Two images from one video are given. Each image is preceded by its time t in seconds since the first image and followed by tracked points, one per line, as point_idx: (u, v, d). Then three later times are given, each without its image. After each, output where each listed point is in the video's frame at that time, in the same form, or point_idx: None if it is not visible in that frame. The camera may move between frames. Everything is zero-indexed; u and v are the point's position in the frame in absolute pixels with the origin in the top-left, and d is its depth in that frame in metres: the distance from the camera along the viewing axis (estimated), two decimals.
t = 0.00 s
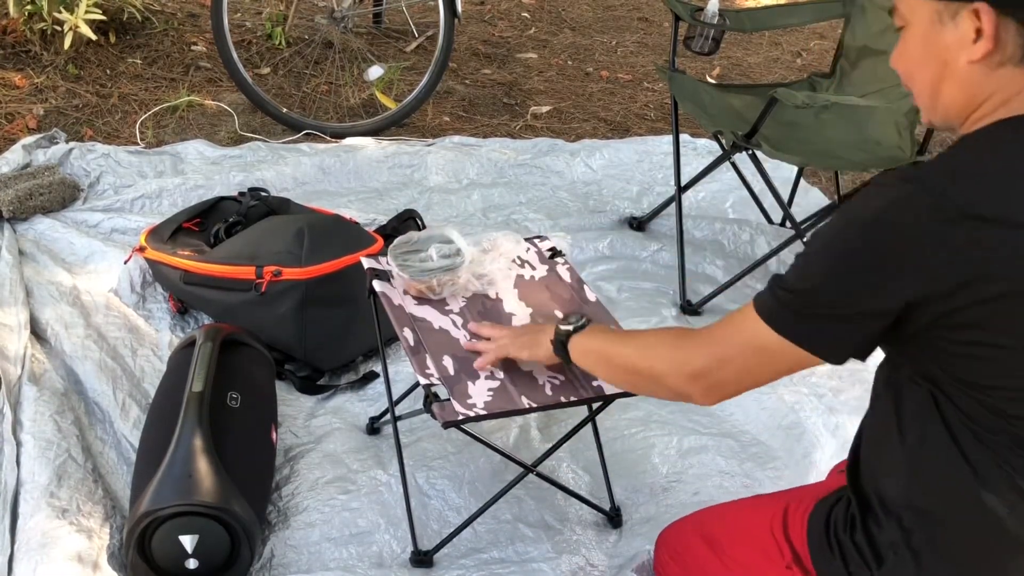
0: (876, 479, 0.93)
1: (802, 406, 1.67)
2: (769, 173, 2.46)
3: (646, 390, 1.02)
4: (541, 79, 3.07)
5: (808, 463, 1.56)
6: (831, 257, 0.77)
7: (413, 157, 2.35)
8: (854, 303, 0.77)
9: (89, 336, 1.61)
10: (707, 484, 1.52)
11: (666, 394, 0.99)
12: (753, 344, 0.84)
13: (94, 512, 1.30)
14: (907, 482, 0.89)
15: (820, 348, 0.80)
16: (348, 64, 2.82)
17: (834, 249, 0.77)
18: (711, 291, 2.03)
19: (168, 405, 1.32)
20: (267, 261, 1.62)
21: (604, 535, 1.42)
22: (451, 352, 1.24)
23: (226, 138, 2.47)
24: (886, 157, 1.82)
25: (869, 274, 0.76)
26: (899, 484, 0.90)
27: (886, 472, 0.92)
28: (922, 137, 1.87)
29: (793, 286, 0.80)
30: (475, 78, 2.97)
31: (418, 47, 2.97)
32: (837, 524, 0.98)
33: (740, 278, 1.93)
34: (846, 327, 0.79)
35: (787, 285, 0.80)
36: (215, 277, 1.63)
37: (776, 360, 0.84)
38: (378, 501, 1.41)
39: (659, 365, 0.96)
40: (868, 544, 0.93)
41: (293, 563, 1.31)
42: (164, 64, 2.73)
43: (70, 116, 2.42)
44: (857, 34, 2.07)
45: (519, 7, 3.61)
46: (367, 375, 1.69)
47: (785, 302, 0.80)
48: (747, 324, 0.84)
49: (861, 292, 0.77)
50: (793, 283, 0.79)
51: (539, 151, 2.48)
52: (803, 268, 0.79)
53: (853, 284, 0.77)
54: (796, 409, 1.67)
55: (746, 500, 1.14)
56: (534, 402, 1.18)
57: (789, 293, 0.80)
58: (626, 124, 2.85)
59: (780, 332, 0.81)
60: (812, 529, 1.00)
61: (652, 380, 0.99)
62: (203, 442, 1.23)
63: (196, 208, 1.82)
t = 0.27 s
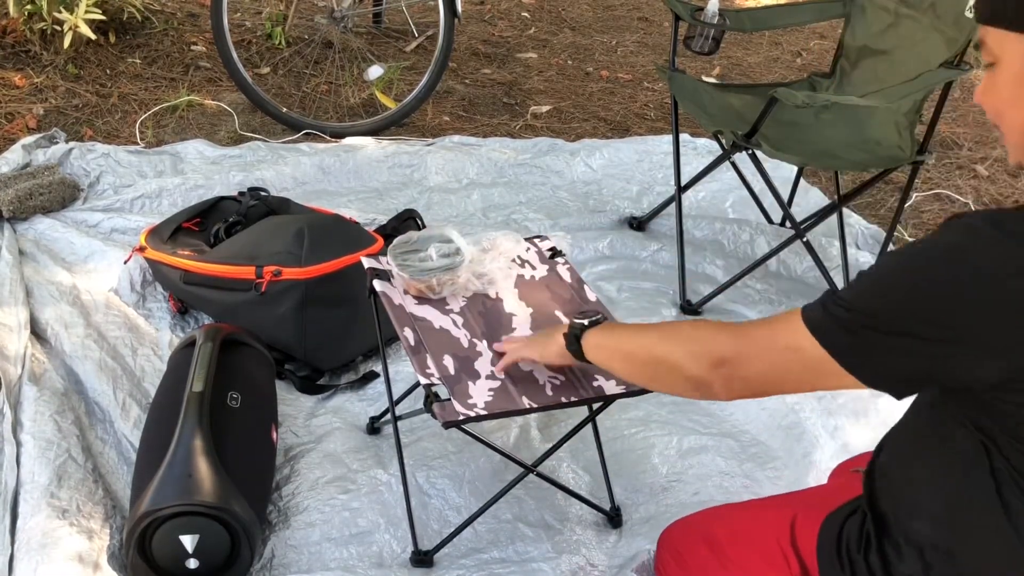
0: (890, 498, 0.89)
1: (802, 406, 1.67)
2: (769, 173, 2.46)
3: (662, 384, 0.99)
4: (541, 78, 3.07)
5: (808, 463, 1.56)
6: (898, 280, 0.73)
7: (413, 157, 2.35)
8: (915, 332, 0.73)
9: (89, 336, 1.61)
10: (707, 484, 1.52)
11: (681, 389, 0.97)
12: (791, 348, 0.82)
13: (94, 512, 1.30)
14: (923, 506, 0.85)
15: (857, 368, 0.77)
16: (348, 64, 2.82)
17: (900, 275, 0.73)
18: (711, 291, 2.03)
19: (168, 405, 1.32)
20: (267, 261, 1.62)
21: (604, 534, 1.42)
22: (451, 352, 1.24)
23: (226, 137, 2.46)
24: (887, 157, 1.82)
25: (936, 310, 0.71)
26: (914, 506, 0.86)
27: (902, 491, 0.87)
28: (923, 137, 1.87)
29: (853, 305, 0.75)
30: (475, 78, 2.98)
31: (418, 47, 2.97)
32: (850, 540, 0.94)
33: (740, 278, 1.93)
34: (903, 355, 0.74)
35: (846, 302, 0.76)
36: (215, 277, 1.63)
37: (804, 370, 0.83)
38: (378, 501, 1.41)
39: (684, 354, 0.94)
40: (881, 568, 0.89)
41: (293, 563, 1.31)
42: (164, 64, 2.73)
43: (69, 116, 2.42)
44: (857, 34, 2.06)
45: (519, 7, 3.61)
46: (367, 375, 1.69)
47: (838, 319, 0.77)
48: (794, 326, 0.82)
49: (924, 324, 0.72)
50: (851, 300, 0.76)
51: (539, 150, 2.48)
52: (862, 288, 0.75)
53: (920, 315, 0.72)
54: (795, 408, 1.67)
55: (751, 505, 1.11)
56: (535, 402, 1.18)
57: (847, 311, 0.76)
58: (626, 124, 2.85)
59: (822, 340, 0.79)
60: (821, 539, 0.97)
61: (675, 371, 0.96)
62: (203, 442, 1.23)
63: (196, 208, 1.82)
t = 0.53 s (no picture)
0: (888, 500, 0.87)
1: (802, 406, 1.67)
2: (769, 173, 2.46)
3: (709, 445, 0.93)
4: (541, 79, 3.07)
5: (808, 462, 1.56)
6: (966, 334, 0.64)
7: (413, 157, 2.35)
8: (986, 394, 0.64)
9: (89, 336, 1.61)
10: (707, 483, 1.52)
11: (737, 446, 0.90)
12: (845, 403, 0.75)
13: (94, 513, 1.30)
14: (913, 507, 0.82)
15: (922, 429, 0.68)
16: (348, 64, 2.82)
17: (956, 316, 0.66)
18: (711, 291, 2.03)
19: (168, 404, 1.32)
20: (267, 261, 1.61)
21: (604, 534, 1.42)
22: (451, 352, 1.24)
23: (226, 138, 2.47)
24: (887, 157, 1.82)
25: (1013, 368, 0.62)
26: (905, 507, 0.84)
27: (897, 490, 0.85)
28: (923, 137, 1.87)
29: (910, 356, 0.67)
30: (475, 78, 2.98)
31: (418, 47, 2.97)
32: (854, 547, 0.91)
33: (740, 278, 1.93)
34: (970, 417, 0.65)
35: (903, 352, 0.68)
36: (215, 277, 1.63)
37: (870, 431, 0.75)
38: (378, 501, 1.41)
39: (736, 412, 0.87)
40: None
41: (293, 563, 1.31)
42: (164, 64, 2.73)
43: (69, 116, 2.42)
44: (857, 34, 2.05)
45: (519, 7, 3.61)
46: (367, 375, 1.69)
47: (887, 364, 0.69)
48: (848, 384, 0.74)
49: (1000, 385, 0.63)
50: (903, 347, 0.68)
51: (539, 151, 2.48)
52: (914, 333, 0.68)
53: (995, 374, 0.63)
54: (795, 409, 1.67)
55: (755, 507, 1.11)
56: (535, 402, 1.18)
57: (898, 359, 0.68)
58: (626, 124, 2.85)
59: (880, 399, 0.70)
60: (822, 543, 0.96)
61: (719, 430, 0.90)
62: (203, 443, 1.23)
63: (196, 208, 1.82)
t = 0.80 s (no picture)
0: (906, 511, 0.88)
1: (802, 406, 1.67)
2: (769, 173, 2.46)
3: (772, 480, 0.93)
4: (541, 79, 3.07)
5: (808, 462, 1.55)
6: (1009, 394, 0.66)
7: (413, 157, 2.35)
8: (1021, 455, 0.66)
9: (89, 336, 1.61)
10: (707, 483, 1.52)
11: (798, 492, 0.89)
12: (897, 464, 0.74)
13: (94, 513, 1.30)
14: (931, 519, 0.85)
15: (972, 489, 0.70)
16: (348, 64, 2.82)
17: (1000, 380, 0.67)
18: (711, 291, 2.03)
19: (168, 405, 1.32)
20: (267, 261, 1.61)
21: (604, 534, 1.42)
22: (451, 352, 1.24)
23: (226, 138, 2.46)
24: (887, 157, 1.82)
25: None
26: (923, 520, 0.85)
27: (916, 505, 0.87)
28: (923, 137, 1.87)
29: (954, 416, 0.69)
30: (475, 78, 2.98)
31: (418, 47, 2.97)
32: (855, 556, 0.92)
33: (740, 278, 1.93)
34: (1011, 476, 0.68)
35: (946, 411, 0.69)
36: (215, 277, 1.63)
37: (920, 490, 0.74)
38: (378, 501, 1.41)
39: (789, 461, 0.87)
40: None
41: (293, 563, 1.31)
42: (164, 64, 2.73)
43: (70, 116, 2.42)
44: (857, 34, 2.05)
45: (519, 7, 3.61)
46: (367, 375, 1.69)
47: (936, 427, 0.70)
48: (880, 438, 0.75)
49: None
50: (951, 411, 0.69)
51: (539, 151, 2.49)
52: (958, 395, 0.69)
53: None
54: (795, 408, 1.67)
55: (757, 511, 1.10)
56: (535, 402, 1.18)
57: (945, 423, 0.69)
58: (626, 124, 2.85)
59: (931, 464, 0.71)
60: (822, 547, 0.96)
61: (779, 473, 0.90)
62: (203, 443, 1.23)
63: (196, 208, 1.82)
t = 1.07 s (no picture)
0: (904, 495, 0.89)
1: (802, 406, 1.67)
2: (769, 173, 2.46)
3: None
4: (541, 78, 3.07)
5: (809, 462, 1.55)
6: None
7: (413, 157, 2.35)
8: None
9: (90, 337, 1.61)
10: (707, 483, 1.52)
11: None
12: None
13: (94, 512, 1.30)
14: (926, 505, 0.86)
15: None
16: (348, 64, 2.82)
17: None
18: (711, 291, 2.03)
19: (168, 405, 1.32)
20: (267, 261, 1.61)
21: (604, 534, 1.42)
22: (451, 352, 1.24)
23: (226, 137, 2.46)
24: (887, 157, 1.82)
25: None
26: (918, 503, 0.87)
27: (915, 487, 0.88)
28: (923, 137, 1.87)
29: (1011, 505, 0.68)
30: (475, 78, 2.98)
31: (418, 47, 2.97)
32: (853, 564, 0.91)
33: (740, 278, 1.93)
34: None
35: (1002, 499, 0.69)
36: (215, 277, 1.63)
37: None
38: (378, 501, 1.41)
39: None
40: None
41: (293, 563, 1.31)
42: (164, 64, 2.73)
43: (69, 116, 2.42)
44: (857, 34, 2.05)
45: (519, 7, 3.61)
46: (367, 375, 1.69)
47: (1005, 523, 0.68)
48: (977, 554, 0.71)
49: None
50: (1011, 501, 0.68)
51: (539, 151, 2.48)
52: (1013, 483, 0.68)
53: None
54: (795, 409, 1.67)
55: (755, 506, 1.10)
56: (535, 402, 1.18)
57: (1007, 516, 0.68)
58: (626, 124, 2.85)
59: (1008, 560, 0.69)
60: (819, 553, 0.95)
61: None
62: (203, 443, 1.23)
63: (196, 208, 1.82)
